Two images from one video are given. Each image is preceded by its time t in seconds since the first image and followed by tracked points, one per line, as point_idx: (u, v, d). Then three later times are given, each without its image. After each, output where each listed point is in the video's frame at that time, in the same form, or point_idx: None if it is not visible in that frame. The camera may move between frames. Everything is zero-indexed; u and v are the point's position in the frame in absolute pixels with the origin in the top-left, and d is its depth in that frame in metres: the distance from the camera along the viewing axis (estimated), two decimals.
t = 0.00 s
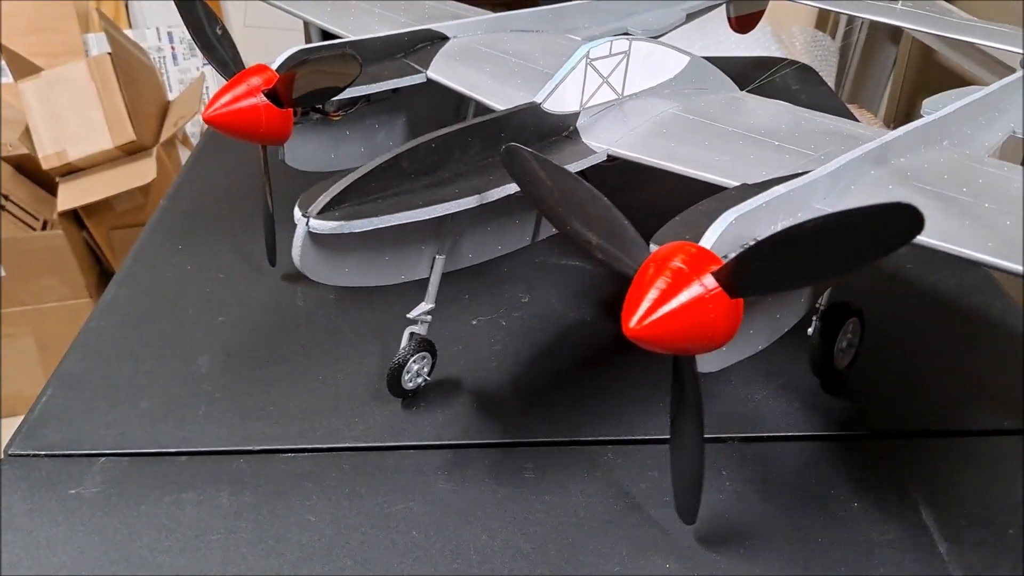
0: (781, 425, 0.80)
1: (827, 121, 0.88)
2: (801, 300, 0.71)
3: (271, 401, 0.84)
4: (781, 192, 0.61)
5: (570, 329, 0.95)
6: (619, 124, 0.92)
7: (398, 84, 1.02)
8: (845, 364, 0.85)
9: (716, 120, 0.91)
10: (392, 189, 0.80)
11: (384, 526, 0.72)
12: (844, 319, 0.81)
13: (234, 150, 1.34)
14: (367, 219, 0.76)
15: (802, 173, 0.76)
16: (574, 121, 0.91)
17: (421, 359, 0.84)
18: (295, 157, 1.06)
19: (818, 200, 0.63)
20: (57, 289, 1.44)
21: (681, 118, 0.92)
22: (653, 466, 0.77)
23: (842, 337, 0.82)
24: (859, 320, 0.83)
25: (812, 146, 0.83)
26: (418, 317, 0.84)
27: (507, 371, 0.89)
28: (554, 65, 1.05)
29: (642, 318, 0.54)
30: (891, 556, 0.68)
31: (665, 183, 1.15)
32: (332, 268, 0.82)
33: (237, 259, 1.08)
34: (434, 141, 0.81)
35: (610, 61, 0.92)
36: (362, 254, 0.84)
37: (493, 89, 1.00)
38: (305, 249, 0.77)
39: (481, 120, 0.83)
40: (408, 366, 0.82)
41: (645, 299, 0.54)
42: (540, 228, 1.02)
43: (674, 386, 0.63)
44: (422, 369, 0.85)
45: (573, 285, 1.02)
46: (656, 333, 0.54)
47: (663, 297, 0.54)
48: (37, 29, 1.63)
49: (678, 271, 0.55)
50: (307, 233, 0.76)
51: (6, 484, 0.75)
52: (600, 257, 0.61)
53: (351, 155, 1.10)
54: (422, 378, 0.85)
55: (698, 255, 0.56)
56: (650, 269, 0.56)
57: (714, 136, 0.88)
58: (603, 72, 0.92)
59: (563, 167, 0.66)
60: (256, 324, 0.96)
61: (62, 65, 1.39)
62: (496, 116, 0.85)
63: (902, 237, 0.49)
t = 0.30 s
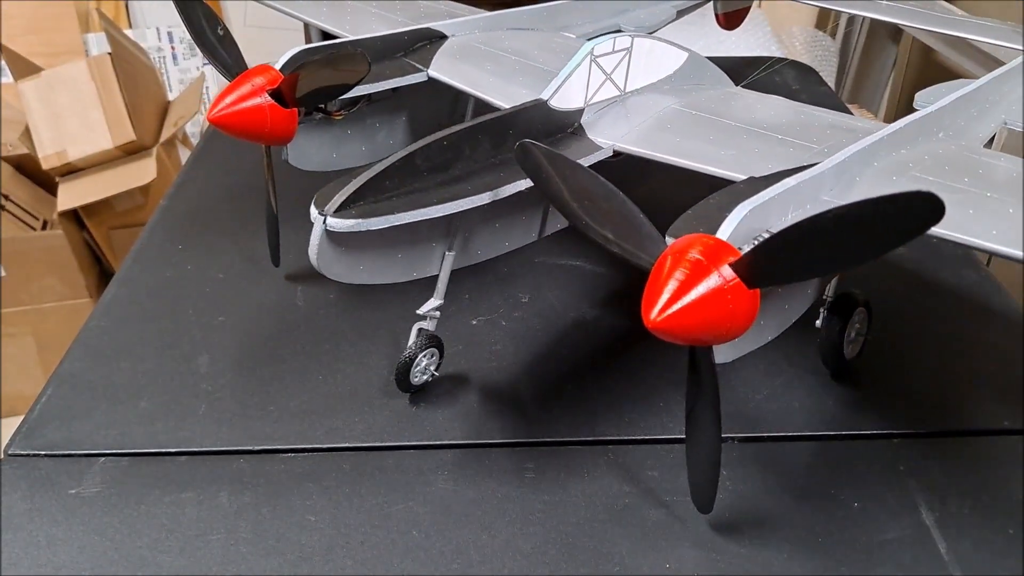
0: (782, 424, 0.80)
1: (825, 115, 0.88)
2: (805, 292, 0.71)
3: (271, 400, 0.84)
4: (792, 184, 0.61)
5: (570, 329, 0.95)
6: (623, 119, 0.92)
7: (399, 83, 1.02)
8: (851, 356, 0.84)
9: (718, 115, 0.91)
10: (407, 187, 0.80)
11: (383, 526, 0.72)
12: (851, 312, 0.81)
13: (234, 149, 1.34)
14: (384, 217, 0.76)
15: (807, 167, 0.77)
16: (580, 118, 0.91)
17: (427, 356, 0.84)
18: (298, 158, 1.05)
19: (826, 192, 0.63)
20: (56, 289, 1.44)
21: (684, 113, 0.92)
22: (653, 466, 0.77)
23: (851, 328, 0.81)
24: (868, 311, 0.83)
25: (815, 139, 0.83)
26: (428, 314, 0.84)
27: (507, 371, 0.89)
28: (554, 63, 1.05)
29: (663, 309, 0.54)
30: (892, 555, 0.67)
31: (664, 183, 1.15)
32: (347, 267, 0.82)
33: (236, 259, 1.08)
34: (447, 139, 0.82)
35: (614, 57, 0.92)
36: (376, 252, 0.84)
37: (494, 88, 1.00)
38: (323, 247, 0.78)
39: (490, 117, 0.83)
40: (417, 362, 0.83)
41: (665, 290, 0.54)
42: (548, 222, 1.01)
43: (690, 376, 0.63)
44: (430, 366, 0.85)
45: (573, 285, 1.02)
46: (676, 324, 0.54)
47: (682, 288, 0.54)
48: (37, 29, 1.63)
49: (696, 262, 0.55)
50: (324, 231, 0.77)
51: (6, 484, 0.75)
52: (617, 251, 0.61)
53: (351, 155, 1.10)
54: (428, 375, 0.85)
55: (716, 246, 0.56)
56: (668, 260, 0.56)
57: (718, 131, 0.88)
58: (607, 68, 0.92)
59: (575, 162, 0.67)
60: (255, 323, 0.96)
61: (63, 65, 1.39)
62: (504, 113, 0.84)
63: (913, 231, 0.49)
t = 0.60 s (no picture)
0: (782, 424, 0.80)
1: (826, 116, 0.88)
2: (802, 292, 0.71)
3: (271, 400, 0.84)
4: (792, 185, 0.61)
5: (569, 329, 0.95)
6: (623, 120, 0.92)
7: (400, 83, 1.02)
8: (851, 357, 0.84)
9: (718, 117, 0.91)
10: (405, 188, 0.80)
11: (383, 526, 0.72)
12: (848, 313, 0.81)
13: (234, 149, 1.34)
14: (382, 219, 0.76)
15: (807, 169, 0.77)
16: (579, 119, 0.91)
17: (427, 357, 0.84)
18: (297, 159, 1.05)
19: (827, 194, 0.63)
20: (56, 289, 1.44)
21: (684, 114, 0.92)
22: (652, 466, 0.77)
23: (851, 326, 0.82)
24: (865, 310, 0.83)
25: (816, 140, 0.83)
26: (426, 315, 0.84)
27: (507, 372, 0.89)
28: (554, 64, 1.06)
29: (661, 312, 0.54)
30: (891, 556, 0.67)
31: (664, 183, 1.16)
32: (345, 268, 0.82)
33: (236, 259, 1.08)
34: (445, 140, 0.82)
35: (613, 59, 0.92)
36: (373, 254, 0.84)
37: (494, 88, 1.00)
38: (320, 249, 0.78)
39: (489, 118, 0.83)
40: (416, 363, 0.82)
41: (663, 292, 0.54)
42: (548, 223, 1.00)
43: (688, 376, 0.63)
44: (427, 367, 0.85)
45: (573, 286, 1.02)
46: (673, 326, 0.54)
47: (681, 290, 0.54)
48: (37, 29, 1.63)
49: (695, 264, 0.55)
50: (323, 233, 0.77)
51: (6, 484, 0.75)
52: (616, 253, 0.61)
53: (351, 155, 1.10)
54: (428, 376, 0.85)
55: (714, 248, 0.56)
56: (667, 262, 0.56)
57: (718, 132, 0.88)
58: (607, 69, 0.92)
59: (574, 163, 0.67)
60: (255, 323, 0.96)
61: (62, 65, 1.39)
62: (501, 115, 0.85)
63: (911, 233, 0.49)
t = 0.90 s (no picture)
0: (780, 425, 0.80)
1: (826, 117, 0.88)
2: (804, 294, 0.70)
3: (271, 401, 0.84)
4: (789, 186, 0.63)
5: (569, 329, 0.95)
6: (623, 121, 0.93)
7: (400, 84, 1.02)
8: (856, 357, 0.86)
9: (719, 118, 0.91)
10: (403, 187, 0.81)
11: (383, 526, 0.72)
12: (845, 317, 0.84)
13: (234, 149, 1.34)
14: (380, 219, 0.76)
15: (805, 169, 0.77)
16: (579, 120, 0.91)
17: (426, 357, 0.84)
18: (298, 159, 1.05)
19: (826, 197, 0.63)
20: (56, 289, 1.44)
21: (684, 115, 0.93)
22: (651, 466, 0.77)
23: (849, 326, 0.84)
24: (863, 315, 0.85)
25: (816, 142, 0.83)
26: (425, 315, 0.84)
27: (507, 372, 0.89)
28: (555, 64, 1.06)
29: (657, 312, 0.54)
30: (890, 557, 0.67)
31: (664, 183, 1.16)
32: (342, 267, 0.82)
33: (236, 259, 1.08)
34: (443, 139, 0.82)
35: (613, 60, 0.92)
36: (371, 254, 0.84)
37: (495, 88, 1.00)
38: (316, 248, 0.78)
39: (488, 118, 0.83)
40: (414, 363, 0.82)
41: (659, 292, 0.54)
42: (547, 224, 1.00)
43: (685, 377, 0.64)
44: (427, 367, 0.85)
45: (573, 285, 1.02)
46: (669, 327, 0.54)
47: (676, 291, 0.54)
48: (37, 29, 1.63)
49: (691, 265, 0.55)
50: (320, 231, 0.77)
51: (6, 484, 0.75)
52: (612, 252, 0.61)
53: (352, 156, 1.10)
54: (427, 376, 0.85)
55: (710, 249, 0.56)
56: (663, 262, 0.56)
57: (718, 134, 0.88)
58: (607, 70, 0.92)
59: (572, 164, 0.68)
60: (256, 323, 0.96)
61: (62, 65, 1.39)
62: (501, 115, 0.85)
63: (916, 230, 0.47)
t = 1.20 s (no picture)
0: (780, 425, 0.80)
1: (827, 118, 0.88)
2: (806, 295, 0.70)
3: (270, 401, 0.84)
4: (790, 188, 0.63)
5: (569, 330, 0.95)
6: (624, 122, 0.93)
7: (401, 84, 1.02)
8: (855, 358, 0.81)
9: (721, 119, 0.91)
10: (404, 190, 0.80)
11: (383, 526, 0.72)
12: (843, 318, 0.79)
13: (234, 149, 1.34)
14: (381, 220, 0.76)
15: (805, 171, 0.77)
16: (580, 121, 0.91)
17: (426, 358, 0.84)
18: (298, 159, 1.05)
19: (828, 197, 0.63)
20: (56, 289, 1.44)
21: (685, 116, 0.93)
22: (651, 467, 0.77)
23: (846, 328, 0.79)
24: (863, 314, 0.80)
25: (817, 142, 0.83)
26: (425, 316, 0.84)
27: (507, 372, 0.89)
28: (555, 65, 1.06)
29: (659, 315, 0.54)
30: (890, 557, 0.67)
31: (664, 183, 1.16)
32: (343, 269, 0.82)
33: (236, 259, 1.08)
34: (444, 141, 0.82)
35: (615, 60, 0.92)
36: (372, 256, 0.84)
37: (495, 89, 1.00)
38: (317, 249, 0.78)
39: (488, 119, 0.83)
40: (414, 364, 0.82)
41: (661, 295, 0.55)
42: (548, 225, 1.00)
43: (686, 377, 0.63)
44: (427, 368, 0.85)
45: (573, 286, 1.02)
46: (672, 329, 0.54)
47: (679, 293, 0.54)
48: (37, 30, 1.63)
49: (693, 267, 0.55)
50: (321, 233, 0.77)
51: (6, 484, 0.75)
52: (614, 254, 0.60)
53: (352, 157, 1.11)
54: (427, 377, 0.85)
55: (712, 251, 0.56)
56: (666, 265, 0.56)
57: (720, 134, 0.88)
58: (608, 71, 0.92)
59: (573, 165, 0.68)
60: (256, 323, 0.96)
61: (62, 66, 1.39)
62: (503, 115, 0.84)
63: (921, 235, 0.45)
